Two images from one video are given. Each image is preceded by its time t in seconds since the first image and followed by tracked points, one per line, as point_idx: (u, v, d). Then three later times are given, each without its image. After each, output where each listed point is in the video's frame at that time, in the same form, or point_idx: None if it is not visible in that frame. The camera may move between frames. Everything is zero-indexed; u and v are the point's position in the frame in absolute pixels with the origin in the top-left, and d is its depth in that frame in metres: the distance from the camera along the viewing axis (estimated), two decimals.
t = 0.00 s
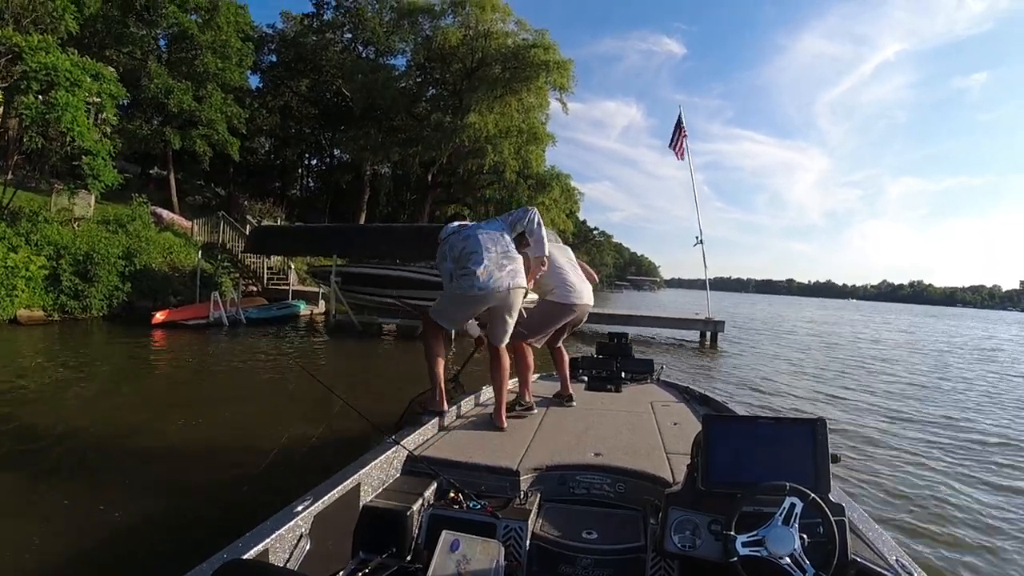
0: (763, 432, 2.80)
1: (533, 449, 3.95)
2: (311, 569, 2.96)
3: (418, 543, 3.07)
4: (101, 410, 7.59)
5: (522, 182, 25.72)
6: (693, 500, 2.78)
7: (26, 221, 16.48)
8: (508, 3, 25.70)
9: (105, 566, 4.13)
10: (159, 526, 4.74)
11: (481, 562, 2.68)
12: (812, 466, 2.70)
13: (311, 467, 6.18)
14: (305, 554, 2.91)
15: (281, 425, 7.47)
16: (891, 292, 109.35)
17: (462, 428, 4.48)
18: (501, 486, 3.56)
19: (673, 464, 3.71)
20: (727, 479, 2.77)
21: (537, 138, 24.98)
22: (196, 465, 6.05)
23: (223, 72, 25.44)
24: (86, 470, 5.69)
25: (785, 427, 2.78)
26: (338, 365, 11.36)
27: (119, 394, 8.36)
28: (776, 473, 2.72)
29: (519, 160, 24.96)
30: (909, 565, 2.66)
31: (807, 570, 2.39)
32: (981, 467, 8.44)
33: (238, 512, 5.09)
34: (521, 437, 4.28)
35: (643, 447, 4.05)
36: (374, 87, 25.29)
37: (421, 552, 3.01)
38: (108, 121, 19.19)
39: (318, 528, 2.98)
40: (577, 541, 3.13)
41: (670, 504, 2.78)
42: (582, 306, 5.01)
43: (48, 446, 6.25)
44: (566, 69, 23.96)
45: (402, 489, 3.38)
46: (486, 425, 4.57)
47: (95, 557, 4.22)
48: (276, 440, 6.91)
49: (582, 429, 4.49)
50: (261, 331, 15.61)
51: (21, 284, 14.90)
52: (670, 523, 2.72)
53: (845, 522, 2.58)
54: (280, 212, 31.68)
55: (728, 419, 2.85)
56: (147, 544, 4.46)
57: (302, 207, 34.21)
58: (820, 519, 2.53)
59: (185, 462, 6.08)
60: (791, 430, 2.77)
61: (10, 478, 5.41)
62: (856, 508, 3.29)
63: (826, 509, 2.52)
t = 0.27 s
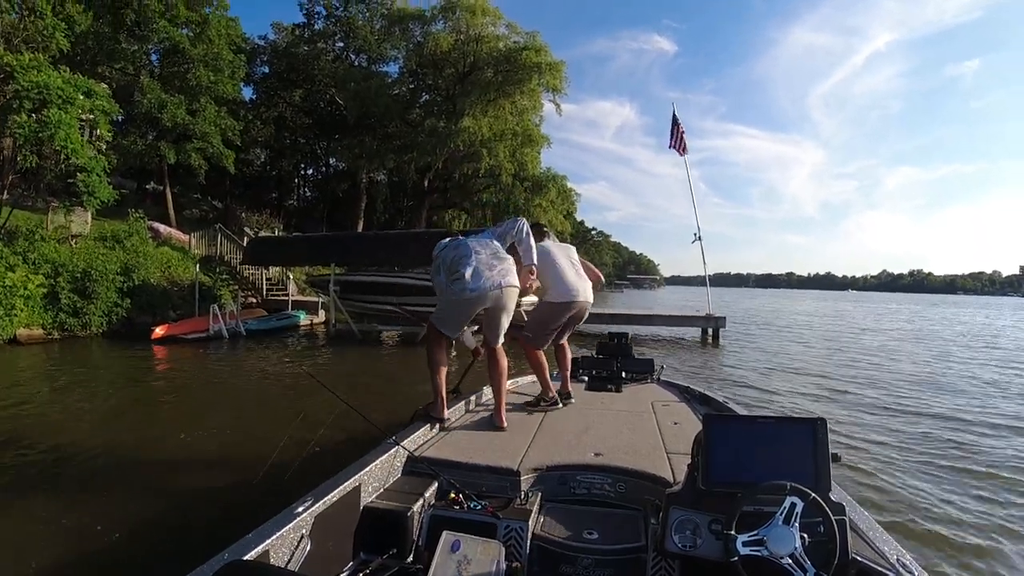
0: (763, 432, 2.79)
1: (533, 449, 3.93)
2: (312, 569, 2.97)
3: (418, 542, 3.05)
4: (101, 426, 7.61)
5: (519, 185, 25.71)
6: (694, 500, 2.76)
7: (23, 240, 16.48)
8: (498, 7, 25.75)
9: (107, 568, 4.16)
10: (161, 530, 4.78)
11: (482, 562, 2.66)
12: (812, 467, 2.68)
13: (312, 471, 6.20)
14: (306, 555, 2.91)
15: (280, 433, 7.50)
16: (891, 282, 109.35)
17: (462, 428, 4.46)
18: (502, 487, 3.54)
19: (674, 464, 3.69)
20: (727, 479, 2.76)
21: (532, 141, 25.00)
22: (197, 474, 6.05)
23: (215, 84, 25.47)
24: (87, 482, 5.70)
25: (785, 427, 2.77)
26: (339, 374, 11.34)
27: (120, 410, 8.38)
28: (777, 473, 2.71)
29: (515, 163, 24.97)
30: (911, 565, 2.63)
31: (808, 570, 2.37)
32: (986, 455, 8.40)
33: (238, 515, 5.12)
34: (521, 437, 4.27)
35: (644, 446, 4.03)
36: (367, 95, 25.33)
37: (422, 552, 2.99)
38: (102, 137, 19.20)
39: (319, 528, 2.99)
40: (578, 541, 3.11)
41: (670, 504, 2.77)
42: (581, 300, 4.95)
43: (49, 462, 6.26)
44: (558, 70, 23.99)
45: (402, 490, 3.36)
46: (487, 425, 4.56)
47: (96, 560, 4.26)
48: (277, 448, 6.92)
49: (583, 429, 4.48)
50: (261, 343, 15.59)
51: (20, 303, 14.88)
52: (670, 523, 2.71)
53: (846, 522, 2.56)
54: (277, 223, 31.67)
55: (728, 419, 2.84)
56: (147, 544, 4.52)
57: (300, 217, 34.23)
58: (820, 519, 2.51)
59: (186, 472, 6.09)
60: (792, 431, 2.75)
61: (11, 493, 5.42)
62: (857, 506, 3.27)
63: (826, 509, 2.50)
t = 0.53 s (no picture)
0: (763, 432, 2.77)
1: (533, 449, 3.92)
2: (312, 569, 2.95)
3: (418, 542, 3.03)
4: (99, 428, 7.60)
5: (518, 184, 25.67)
6: (693, 500, 2.75)
7: (21, 243, 16.46)
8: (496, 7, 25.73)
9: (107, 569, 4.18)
10: (161, 530, 4.80)
11: (482, 562, 2.64)
12: (812, 467, 2.67)
13: (311, 471, 6.21)
14: (305, 554, 2.90)
15: (279, 434, 7.53)
16: (891, 279, 109.41)
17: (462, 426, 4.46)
18: (501, 487, 3.53)
19: (673, 464, 3.68)
20: (726, 479, 2.75)
21: (530, 140, 24.98)
22: (197, 476, 6.05)
23: (213, 86, 25.44)
24: (87, 485, 5.70)
25: (784, 427, 2.75)
26: (339, 375, 11.33)
27: (118, 412, 8.37)
28: (776, 474, 2.70)
29: (513, 162, 24.95)
30: (911, 565, 2.62)
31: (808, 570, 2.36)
32: (987, 451, 8.39)
33: (238, 515, 5.14)
34: (521, 437, 4.26)
35: (643, 447, 4.02)
36: (365, 95, 25.32)
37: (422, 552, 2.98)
38: (99, 140, 19.17)
39: (318, 526, 2.97)
40: (578, 541, 3.10)
41: (670, 504, 2.76)
42: (586, 310, 4.97)
43: (48, 465, 6.25)
44: (556, 69, 23.98)
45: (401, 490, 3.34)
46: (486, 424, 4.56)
47: (97, 560, 4.28)
48: (276, 449, 6.93)
49: (583, 429, 4.47)
50: (261, 344, 15.56)
51: (19, 306, 14.85)
52: (670, 523, 2.70)
53: (846, 522, 2.54)
54: (276, 224, 31.62)
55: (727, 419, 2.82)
56: (147, 544, 4.55)
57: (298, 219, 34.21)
58: (820, 519, 2.50)
59: (186, 473, 6.10)
60: (791, 431, 2.74)
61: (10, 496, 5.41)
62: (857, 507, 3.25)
63: (826, 510, 2.49)
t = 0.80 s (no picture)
0: (763, 432, 2.76)
1: (534, 448, 3.91)
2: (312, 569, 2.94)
3: (418, 541, 3.03)
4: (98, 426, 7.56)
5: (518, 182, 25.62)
6: (694, 500, 2.74)
7: (20, 239, 16.44)
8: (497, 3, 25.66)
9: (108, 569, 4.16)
10: (161, 530, 4.78)
11: (482, 561, 2.63)
12: (812, 466, 2.66)
13: (311, 469, 6.21)
14: (306, 554, 2.89)
15: (278, 431, 7.52)
16: (891, 277, 109.46)
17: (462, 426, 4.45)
18: (501, 486, 3.51)
19: (674, 464, 3.66)
20: (726, 479, 2.74)
21: (531, 137, 24.95)
22: (197, 474, 6.04)
23: (213, 82, 25.38)
24: (87, 484, 5.67)
25: (784, 427, 2.74)
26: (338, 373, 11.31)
27: (116, 410, 8.34)
28: (776, 473, 2.68)
29: (514, 159, 24.91)
30: (911, 564, 2.61)
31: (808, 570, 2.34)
32: (987, 450, 8.39)
33: (238, 514, 5.12)
34: (521, 436, 4.25)
35: (643, 446, 4.01)
36: (365, 92, 25.27)
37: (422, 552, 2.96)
38: (98, 136, 19.14)
39: (319, 526, 2.96)
40: (578, 541, 3.09)
41: (670, 503, 2.75)
42: (598, 313, 5.00)
43: (46, 463, 6.22)
44: (557, 66, 23.94)
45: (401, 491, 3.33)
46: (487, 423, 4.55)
47: (98, 561, 4.26)
48: (275, 447, 6.93)
49: (584, 428, 4.46)
50: (260, 341, 15.55)
51: (17, 302, 14.82)
52: (670, 522, 2.69)
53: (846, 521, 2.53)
54: (275, 221, 31.59)
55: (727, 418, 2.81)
56: (147, 544, 4.53)
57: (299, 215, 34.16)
58: (820, 518, 2.49)
59: (186, 472, 6.09)
60: (791, 430, 2.72)
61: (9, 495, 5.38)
62: (856, 506, 3.24)
63: (826, 509, 2.47)
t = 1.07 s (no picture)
0: (762, 431, 2.75)
1: (534, 448, 3.90)
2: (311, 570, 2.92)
3: (418, 542, 3.01)
4: (94, 420, 7.49)
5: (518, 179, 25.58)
6: (693, 500, 2.73)
7: (17, 230, 16.38)
8: None
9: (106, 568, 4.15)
10: (160, 529, 4.76)
11: (482, 561, 2.61)
12: (812, 466, 2.65)
13: (310, 465, 6.20)
14: (305, 555, 2.87)
15: (276, 426, 7.50)
16: (889, 279, 109.67)
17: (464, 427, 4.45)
18: (501, 486, 3.50)
19: (673, 464, 3.65)
20: (726, 479, 2.72)
21: (532, 134, 24.92)
22: (197, 470, 6.01)
23: (214, 75, 25.29)
24: (85, 480, 5.63)
25: (784, 427, 2.73)
26: (336, 368, 11.29)
27: (113, 403, 8.28)
28: (776, 473, 2.67)
29: (514, 156, 24.87)
30: (910, 565, 2.61)
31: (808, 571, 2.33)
32: (984, 453, 8.40)
33: (237, 514, 5.11)
34: (521, 436, 4.23)
35: (642, 446, 4.00)
36: (366, 87, 25.20)
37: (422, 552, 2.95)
38: (97, 127, 19.06)
39: (318, 526, 2.95)
40: (577, 541, 3.08)
41: (670, 503, 2.74)
42: (600, 314, 4.98)
43: (43, 458, 6.16)
44: (559, 63, 23.89)
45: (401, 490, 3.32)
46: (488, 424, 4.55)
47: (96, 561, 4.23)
48: (274, 441, 6.91)
49: (584, 428, 4.45)
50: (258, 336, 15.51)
51: (14, 294, 14.76)
52: (670, 522, 2.68)
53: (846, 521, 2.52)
54: (274, 215, 31.52)
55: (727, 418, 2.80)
56: (147, 544, 4.51)
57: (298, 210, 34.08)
58: (820, 519, 2.47)
59: (185, 467, 6.05)
60: (791, 430, 2.71)
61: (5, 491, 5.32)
62: (856, 507, 3.23)
63: (827, 509, 2.46)
